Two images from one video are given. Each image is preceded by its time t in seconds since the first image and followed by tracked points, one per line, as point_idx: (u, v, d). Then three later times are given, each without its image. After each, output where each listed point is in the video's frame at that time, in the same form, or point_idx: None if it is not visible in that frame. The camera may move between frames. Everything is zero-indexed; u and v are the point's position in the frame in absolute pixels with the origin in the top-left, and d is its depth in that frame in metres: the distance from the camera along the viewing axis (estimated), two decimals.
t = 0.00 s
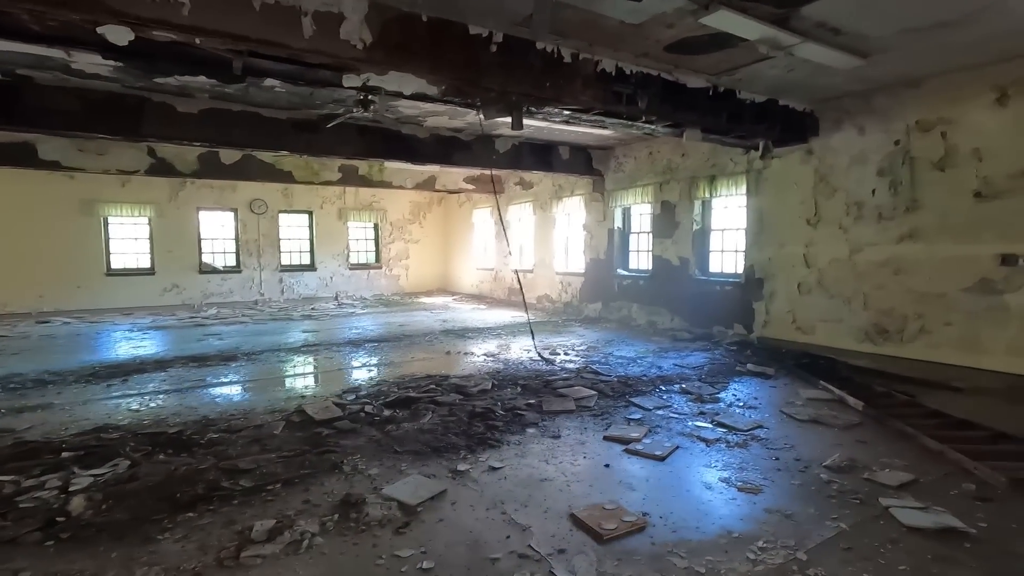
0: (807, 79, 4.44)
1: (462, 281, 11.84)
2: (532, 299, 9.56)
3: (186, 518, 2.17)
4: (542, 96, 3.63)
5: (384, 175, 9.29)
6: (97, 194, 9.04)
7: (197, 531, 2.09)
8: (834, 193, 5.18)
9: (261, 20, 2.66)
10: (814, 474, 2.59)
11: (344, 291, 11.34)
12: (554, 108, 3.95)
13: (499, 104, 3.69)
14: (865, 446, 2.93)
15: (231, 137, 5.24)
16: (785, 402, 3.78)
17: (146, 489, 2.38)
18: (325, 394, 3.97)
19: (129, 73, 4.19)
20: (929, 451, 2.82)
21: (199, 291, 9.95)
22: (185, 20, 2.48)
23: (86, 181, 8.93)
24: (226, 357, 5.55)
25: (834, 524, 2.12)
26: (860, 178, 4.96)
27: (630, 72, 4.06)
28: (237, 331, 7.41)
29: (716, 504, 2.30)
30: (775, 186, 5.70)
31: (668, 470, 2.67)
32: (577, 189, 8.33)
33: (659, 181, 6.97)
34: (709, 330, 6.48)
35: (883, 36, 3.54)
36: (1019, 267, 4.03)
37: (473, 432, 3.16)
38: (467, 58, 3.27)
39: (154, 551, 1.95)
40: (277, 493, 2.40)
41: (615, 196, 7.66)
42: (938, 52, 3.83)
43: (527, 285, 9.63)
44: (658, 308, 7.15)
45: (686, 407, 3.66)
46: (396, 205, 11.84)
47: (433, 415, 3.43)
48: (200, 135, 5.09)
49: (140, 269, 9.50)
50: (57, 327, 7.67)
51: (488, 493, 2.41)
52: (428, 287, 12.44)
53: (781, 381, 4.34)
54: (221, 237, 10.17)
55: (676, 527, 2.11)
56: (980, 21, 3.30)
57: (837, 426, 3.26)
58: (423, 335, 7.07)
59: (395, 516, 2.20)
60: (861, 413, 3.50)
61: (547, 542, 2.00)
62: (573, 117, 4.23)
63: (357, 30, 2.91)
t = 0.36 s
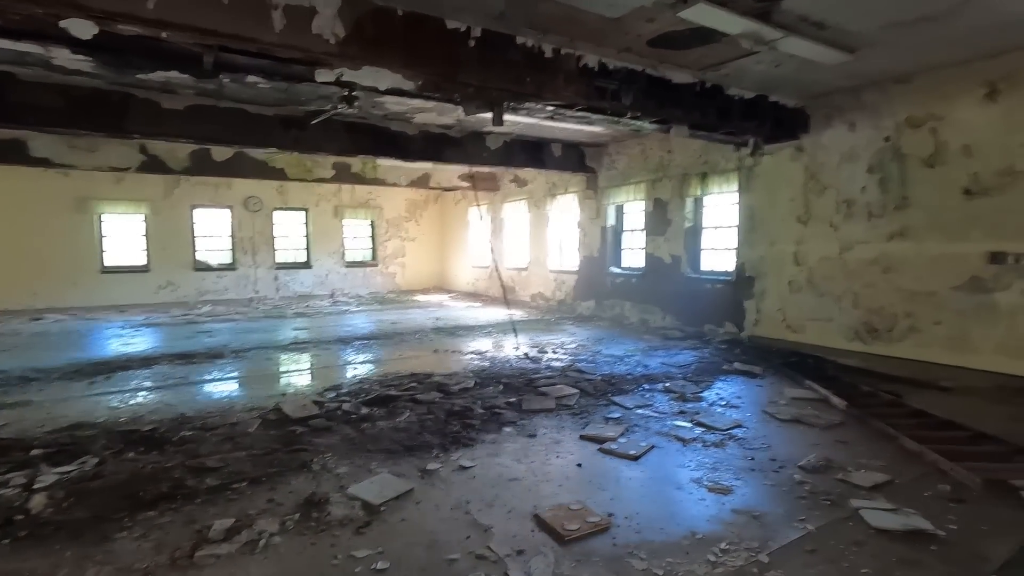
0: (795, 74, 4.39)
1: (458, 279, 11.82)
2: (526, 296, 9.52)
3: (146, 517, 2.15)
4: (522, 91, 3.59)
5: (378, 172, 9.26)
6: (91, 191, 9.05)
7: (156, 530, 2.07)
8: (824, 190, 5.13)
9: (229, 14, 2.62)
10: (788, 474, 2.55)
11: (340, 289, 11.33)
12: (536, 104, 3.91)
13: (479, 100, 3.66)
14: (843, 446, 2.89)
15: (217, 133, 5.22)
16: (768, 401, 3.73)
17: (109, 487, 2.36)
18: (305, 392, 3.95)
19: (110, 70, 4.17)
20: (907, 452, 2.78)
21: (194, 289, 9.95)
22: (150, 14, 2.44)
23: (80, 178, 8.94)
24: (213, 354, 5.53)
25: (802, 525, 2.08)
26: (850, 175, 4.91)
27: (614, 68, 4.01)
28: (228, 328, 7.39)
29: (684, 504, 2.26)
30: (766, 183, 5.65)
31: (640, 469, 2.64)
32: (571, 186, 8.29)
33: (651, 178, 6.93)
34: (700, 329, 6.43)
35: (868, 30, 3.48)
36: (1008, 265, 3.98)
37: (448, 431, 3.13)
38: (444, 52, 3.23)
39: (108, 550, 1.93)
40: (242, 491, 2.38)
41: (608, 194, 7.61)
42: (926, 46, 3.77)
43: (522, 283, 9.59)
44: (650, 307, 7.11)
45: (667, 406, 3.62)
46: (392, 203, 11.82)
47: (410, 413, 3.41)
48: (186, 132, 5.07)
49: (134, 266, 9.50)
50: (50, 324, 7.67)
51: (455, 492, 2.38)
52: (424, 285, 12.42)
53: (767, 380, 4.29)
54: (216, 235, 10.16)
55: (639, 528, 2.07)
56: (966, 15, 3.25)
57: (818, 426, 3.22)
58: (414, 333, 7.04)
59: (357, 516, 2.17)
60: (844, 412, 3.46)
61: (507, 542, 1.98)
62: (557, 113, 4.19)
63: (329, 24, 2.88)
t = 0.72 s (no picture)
0: (775, 73, 4.38)
1: (450, 277, 11.80)
2: (516, 295, 9.51)
3: (102, 517, 2.14)
4: (496, 89, 3.57)
5: (367, 171, 9.25)
6: (79, 190, 9.02)
7: (109, 530, 2.05)
8: (807, 189, 5.12)
9: (192, 11, 2.60)
10: (753, 474, 2.54)
11: (330, 288, 11.31)
12: (512, 101, 3.90)
13: (453, 98, 3.64)
14: (812, 445, 2.88)
15: (198, 132, 5.20)
16: (744, 400, 3.72)
17: (68, 487, 2.35)
18: (281, 391, 3.94)
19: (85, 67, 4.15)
20: (876, 451, 2.77)
21: (183, 288, 9.93)
22: (109, 11, 2.42)
23: (68, 176, 8.90)
24: (195, 353, 5.52)
25: (759, 525, 2.07)
26: (832, 173, 4.90)
27: (592, 66, 4.00)
28: (214, 327, 7.36)
29: (644, 504, 2.25)
30: (750, 182, 5.64)
31: (605, 469, 2.63)
32: (559, 185, 8.27)
33: (638, 177, 6.92)
34: (686, 328, 6.42)
35: (843, 29, 3.47)
36: (985, 264, 3.97)
37: (418, 430, 3.12)
38: (415, 50, 3.21)
39: (58, 551, 1.92)
40: (203, 491, 2.37)
41: (596, 193, 7.60)
42: (903, 45, 3.76)
43: (512, 282, 9.58)
44: (637, 305, 7.10)
45: (642, 405, 3.61)
46: (384, 202, 11.80)
47: (382, 413, 3.40)
48: (166, 130, 5.05)
49: (123, 265, 9.47)
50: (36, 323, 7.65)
51: (416, 492, 2.37)
52: (416, 284, 12.41)
53: (746, 379, 4.28)
54: (206, 233, 10.13)
55: (596, 528, 2.06)
56: (939, 13, 3.23)
57: (790, 425, 3.21)
58: (401, 332, 7.02)
59: (314, 516, 2.16)
60: (818, 412, 3.45)
61: (460, 543, 1.96)
62: (535, 111, 4.17)
63: (295, 22, 2.85)
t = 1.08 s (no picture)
0: (756, 70, 4.36)
1: (440, 277, 11.76)
2: (505, 294, 9.48)
3: (57, 518, 2.10)
4: (473, 85, 3.53)
5: (354, 169, 9.19)
6: (63, 188, 8.94)
7: (62, 531, 2.01)
8: (790, 187, 5.10)
9: (155, 3, 2.56)
10: (724, 473, 2.52)
11: (319, 287, 11.25)
12: (491, 98, 3.87)
13: (430, 94, 3.60)
14: (786, 444, 2.86)
15: (177, 128, 5.15)
16: (722, 399, 3.70)
17: (26, 487, 2.31)
18: (258, 390, 3.90)
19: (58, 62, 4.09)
20: (849, 450, 2.75)
21: (170, 287, 9.86)
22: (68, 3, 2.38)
23: (52, 174, 8.82)
24: (174, 352, 5.46)
25: (724, 525, 2.05)
26: (814, 172, 4.89)
27: (571, 62, 3.97)
28: (198, 326, 7.29)
29: (610, 504, 2.23)
30: (734, 181, 5.63)
31: (576, 468, 2.60)
32: (547, 184, 8.24)
33: (625, 176, 6.90)
34: (671, 327, 6.41)
35: (820, 26, 3.45)
36: (965, 263, 3.96)
37: (390, 429, 3.09)
38: (389, 44, 3.17)
39: (7, 552, 1.88)
40: (164, 491, 2.32)
41: (583, 191, 7.58)
42: (882, 42, 3.75)
43: (501, 281, 9.55)
44: (623, 304, 7.08)
45: (619, 403, 3.59)
46: (373, 201, 11.75)
47: (356, 411, 3.36)
48: (144, 126, 5.00)
49: (108, 263, 9.39)
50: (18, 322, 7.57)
51: (381, 492, 2.34)
52: (406, 283, 12.36)
53: (726, 378, 4.26)
54: (193, 232, 10.06)
55: (558, 528, 2.03)
56: (916, 10, 3.22)
57: (766, 423, 3.19)
58: (386, 331, 6.97)
59: (273, 517, 2.12)
60: (795, 410, 3.43)
61: (419, 543, 1.93)
62: (515, 108, 4.14)
63: (264, 15, 2.82)
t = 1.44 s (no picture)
0: (741, 69, 4.30)
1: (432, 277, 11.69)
2: (496, 295, 9.41)
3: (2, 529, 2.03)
4: (449, 83, 3.47)
5: (344, 169, 9.12)
6: (50, 188, 8.86)
7: (6, 543, 1.94)
8: (777, 188, 5.04)
9: None
10: (697, 481, 2.45)
11: (310, 288, 11.17)
12: (469, 96, 3.80)
13: (405, 92, 3.53)
14: (764, 451, 2.79)
15: (157, 127, 5.08)
16: (704, 403, 3.64)
17: None
18: (233, 394, 3.83)
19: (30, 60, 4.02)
20: (827, 457, 2.69)
21: (158, 288, 9.78)
22: None
23: (38, 174, 8.75)
24: (155, 354, 5.40)
25: (692, 537, 1.98)
26: (801, 172, 4.83)
27: (552, 61, 3.90)
28: (184, 328, 7.22)
29: (577, 514, 2.16)
30: (722, 181, 5.57)
31: (546, 476, 2.53)
32: (537, 184, 8.18)
33: (613, 176, 6.83)
34: (660, 329, 6.34)
35: (803, 24, 3.38)
36: (952, 265, 3.90)
37: (360, 435, 3.02)
38: (361, 41, 3.10)
39: None
40: (118, 500, 2.26)
41: (573, 192, 7.51)
42: (867, 41, 3.69)
43: (492, 282, 9.48)
44: (613, 306, 7.02)
45: (599, 408, 3.52)
46: (365, 201, 11.68)
47: (329, 416, 3.29)
48: (123, 126, 4.93)
49: (95, 264, 9.31)
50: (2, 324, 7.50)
51: (343, 501, 2.27)
52: (398, 284, 12.28)
53: (710, 382, 4.20)
54: (182, 232, 9.98)
55: (520, 540, 1.97)
56: (899, 8, 3.16)
57: (746, 429, 3.12)
58: (373, 332, 6.90)
59: (227, 528, 2.05)
60: (776, 415, 3.37)
61: (374, 557, 1.86)
62: (496, 107, 4.07)
63: (229, 11, 2.74)
